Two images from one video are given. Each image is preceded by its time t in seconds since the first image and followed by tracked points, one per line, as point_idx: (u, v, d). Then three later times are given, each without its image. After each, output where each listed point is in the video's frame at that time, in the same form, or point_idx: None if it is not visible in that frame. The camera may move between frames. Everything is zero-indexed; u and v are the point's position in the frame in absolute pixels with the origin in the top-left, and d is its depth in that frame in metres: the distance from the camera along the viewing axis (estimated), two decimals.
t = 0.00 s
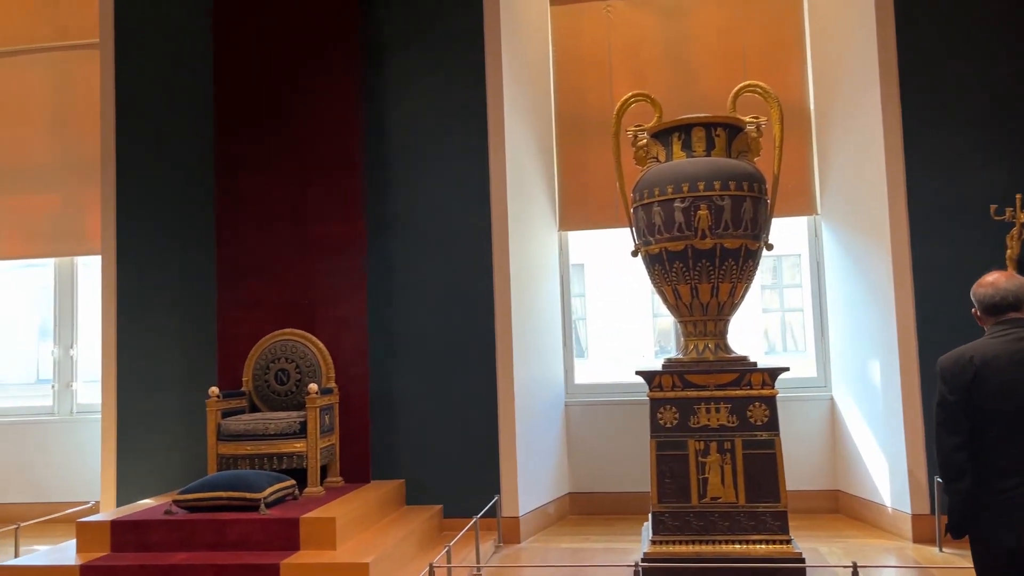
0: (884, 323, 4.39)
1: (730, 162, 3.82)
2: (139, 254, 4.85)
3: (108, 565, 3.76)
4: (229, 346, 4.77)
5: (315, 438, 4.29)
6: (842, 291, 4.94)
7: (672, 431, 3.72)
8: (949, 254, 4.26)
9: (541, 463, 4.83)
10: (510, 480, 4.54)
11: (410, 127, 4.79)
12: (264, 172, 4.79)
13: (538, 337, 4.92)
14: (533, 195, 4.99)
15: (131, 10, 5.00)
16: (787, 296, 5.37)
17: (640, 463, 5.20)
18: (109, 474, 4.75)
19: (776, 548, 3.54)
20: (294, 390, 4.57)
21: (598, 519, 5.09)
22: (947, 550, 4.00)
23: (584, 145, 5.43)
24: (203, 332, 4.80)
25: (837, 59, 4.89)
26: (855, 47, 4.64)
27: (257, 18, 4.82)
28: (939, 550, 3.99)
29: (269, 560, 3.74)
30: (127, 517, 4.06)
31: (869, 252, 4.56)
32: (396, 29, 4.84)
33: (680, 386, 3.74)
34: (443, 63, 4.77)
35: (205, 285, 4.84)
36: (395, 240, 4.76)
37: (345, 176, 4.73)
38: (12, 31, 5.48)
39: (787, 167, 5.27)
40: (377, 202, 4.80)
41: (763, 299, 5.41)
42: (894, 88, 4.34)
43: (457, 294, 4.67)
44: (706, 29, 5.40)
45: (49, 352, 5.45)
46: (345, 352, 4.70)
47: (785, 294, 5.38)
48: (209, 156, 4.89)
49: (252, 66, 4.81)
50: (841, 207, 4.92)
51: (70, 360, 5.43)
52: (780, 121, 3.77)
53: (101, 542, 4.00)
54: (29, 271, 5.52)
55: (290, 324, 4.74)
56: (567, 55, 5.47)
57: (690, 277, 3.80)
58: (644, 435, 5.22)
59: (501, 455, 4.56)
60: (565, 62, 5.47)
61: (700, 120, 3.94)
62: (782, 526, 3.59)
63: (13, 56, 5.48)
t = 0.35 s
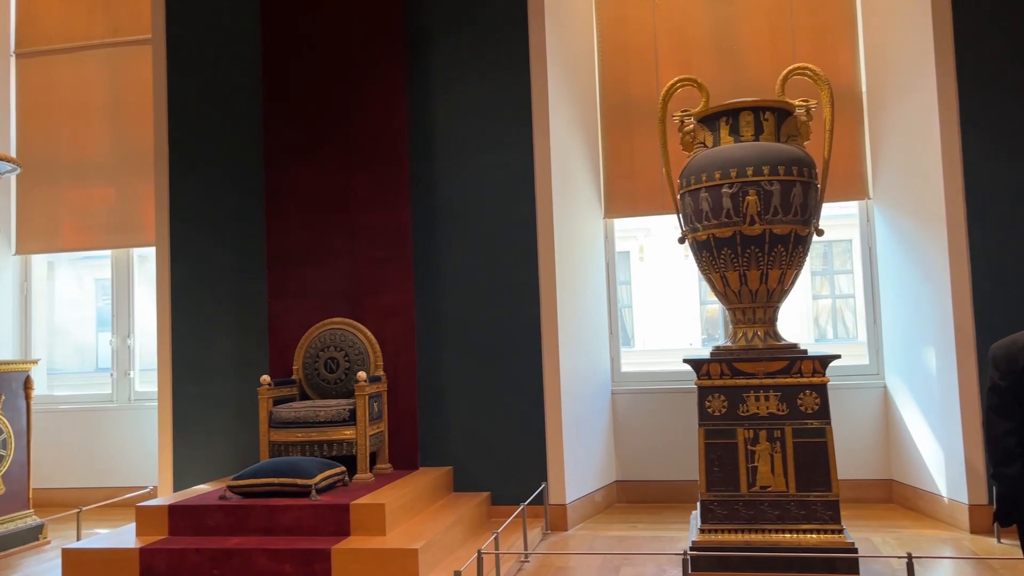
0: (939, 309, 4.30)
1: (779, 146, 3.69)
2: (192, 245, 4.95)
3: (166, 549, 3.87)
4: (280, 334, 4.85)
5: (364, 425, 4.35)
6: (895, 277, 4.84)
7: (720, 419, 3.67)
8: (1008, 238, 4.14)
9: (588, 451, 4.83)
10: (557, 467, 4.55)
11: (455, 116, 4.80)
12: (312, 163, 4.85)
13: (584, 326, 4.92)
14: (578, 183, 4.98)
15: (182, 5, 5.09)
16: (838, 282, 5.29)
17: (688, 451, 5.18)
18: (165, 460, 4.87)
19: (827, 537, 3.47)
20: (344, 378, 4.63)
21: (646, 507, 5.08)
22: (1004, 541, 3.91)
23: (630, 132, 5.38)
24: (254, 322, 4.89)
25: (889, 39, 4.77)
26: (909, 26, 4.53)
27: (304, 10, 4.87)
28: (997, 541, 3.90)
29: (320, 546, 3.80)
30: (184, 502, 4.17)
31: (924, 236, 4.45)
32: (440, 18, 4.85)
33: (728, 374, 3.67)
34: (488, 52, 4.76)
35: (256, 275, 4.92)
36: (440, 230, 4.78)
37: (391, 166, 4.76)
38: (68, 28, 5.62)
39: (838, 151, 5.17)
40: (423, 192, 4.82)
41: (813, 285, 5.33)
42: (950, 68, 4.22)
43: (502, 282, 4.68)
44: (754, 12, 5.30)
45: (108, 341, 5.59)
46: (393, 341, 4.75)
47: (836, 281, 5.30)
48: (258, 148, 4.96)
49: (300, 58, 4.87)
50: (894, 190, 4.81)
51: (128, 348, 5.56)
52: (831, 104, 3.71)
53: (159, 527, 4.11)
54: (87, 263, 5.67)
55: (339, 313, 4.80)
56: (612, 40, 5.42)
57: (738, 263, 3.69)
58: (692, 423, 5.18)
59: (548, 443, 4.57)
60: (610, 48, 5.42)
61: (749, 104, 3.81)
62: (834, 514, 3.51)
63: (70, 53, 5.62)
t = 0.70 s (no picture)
0: (997, 300, 4.17)
1: (828, 133, 3.60)
2: (240, 239, 5.03)
3: (219, 538, 3.94)
4: (328, 327, 4.92)
5: (410, 416, 4.39)
6: (950, 267, 4.71)
7: (769, 412, 3.60)
8: None
9: (633, 442, 4.81)
10: (602, 459, 4.54)
11: (497, 108, 4.80)
12: (357, 158, 4.90)
13: (629, 318, 4.89)
14: (622, 175, 4.95)
15: (228, 4, 5.16)
16: (888, 272, 5.17)
17: (735, 444, 5.13)
18: (217, 450, 4.97)
19: (879, 532, 3.38)
20: (390, 370, 4.69)
21: (692, 500, 5.05)
22: None
23: (674, 121, 5.33)
24: (302, 314, 4.96)
25: (943, 23, 4.65)
26: (964, 9, 4.40)
27: (348, 7, 4.93)
28: None
29: (368, 535, 3.85)
30: (236, 492, 4.25)
31: (981, 225, 4.32)
32: (483, 11, 4.85)
33: (776, 365, 3.59)
34: (530, 43, 4.75)
35: (303, 268, 4.98)
36: (484, 223, 4.79)
37: (435, 159, 4.79)
38: (120, 28, 5.75)
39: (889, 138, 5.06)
40: (467, 184, 4.83)
41: (863, 276, 5.22)
42: (1008, 51, 4.10)
43: (546, 274, 4.67)
44: None
45: (160, 335, 5.71)
46: (439, 333, 4.78)
47: (887, 271, 5.18)
48: (304, 143, 5.02)
49: (345, 54, 4.93)
50: (948, 178, 4.69)
51: (179, 342, 5.67)
52: (883, 90, 3.61)
53: (211, 516, 4.19)
54: (140, 258, 5.79)
55: (384, 306, 4.85)
56: (656, 29, 5.37)
57: (786, 253, 3.60)
58: (740, 416, 5.13)
59: (593, 435, 4.55)
60: (655, 37, 5.37)
61: (797, 91, 3.70)
62: (887, 510, 3.41)
63: (122, 53, 5.75)
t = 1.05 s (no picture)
0: None
1: (879, 124, 3.51)
2: (286, 236, 5.10)
3: (268, 530, 4.01)
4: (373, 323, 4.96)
5: (455, 411, 4.40)
6: (1007, 260, 4.58)
7: (819, 408, 3.53)
8: None
9: (678, 438, 4.77)
10: (647, 455, 4.51)
11: (540, 103, 4.79)
12: (400, 154, 4.93)
13: (674, 313, 4.84)
14: (667, 168, 4.90)
15: (274, 3, 5.23)
16: (942, 265, 5.04)
17: (782, 440, 5.05)
18: (266, 444, 5.05)
19: (934, 531, 3.29)
20: (434, 365, 4.70)
21: (739, 496, 4.99)
22: None
23: (719, 113, 5.27)
24: (348, 310, 5.01)
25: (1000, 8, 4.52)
26: None
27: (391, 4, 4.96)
28: None
29: (415, 529, 3.88)
30: (284, 485, 4.31)
31: None
32: (526, 6, 4.84)
33: (826, 361, 3.52)
34: (573, 37, 4.73)
35: (348, 264, 5.03)
36: (527, 218, 4.79)
37: (478, 154, 4.79)
38: (170, 30, 5.87)
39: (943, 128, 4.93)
40: (510, 179, 4.83)
41: (915, 269, 5.10)
42: None
43: (590, 269, 4.65)
44: None
45: (210, 330, 5.81)
46: (483, 328, 4.79)
47: (941, 264, 5.05)
48: (349, 140, 5.06)
49: (389, 51, 4.95)
50: (1005, 168, 4.56)
51: (228, 337, 5.76)
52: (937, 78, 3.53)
53: (261, 508, 4.26)
54: (189, 255, 5.90)
55: (428, 301, 4.87)
56: (702, 20, 5.31)
57: (836, 247, 3.53)
58: (788, 412, 5.05)
59: (638, 431, 4.53)
60: (700, 29, 5.31)
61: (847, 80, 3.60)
62: (942, 509, 3.32)
63: (172, 54, 5.87)
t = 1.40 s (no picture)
0: None
1: (935, 116, 3.41)
2: (334, 235, 5.16)
3: (318, 526, 4.06)
4: (419, 320, 4.99)
5: (501, 408, 4.40)
6: None
7: (872, 407, 3.45)
8: None
9: (727, 437, 4.72)
10: (696, 454, 4.46)
11: (586, 99, 4.76)
12: (446, 153, 4.95)
13: (722, 310, 4.79)
14: (715, 164, 4.85)
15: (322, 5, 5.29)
16: (1000, 262, 4.91)
17: (833, 439, 4.96)
18: (315, 440, 5.12)
19: (993, 534, 3.20)
20: (480, 363, 4.72)
21: (789, 496, 4.91)
22: None
23: (768, 107, 5.19)
24: (395, 308, 5.05)
25: None
26: None
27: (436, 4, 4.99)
28: None
29: (461, 526, 3.89)
30: (333, 481, 4.36)
31: None
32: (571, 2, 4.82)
33: (880, 359, 3.44)
34: (619, 32, 4.69)
35: (394, 262, 5.07)
36: (572, 215, 4.77)
37: (523, 152, 4.79)
38: (221, 33, 5.98)
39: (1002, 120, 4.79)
40: (555, 176, 4.81)
41: (971, 266, 4.98)
42: None
43: (637, 265, 4.62)
44: None
45: (260, 328, 5.90)
46: (529, 326, 4.79)
47: (999, 260, 4.92)
48: (395, 139, 5.10)
49: (435, 51, 4.98)
50: None
51: (278, 335, 5.84)
52: (997, 67, 3.40)
53: (310, 504, 4.32)
54: (240, 254, 6.01)
55: (474, 299, 4.88)
56: (750, 13, 5.24)
57: (890, 242, 3.43)
58: (840, 410, 4.96)
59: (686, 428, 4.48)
60: (748, 22, 5.24)
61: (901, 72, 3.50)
62: (1002, 511, 3.22)
63: (224, 56, 5.98)
